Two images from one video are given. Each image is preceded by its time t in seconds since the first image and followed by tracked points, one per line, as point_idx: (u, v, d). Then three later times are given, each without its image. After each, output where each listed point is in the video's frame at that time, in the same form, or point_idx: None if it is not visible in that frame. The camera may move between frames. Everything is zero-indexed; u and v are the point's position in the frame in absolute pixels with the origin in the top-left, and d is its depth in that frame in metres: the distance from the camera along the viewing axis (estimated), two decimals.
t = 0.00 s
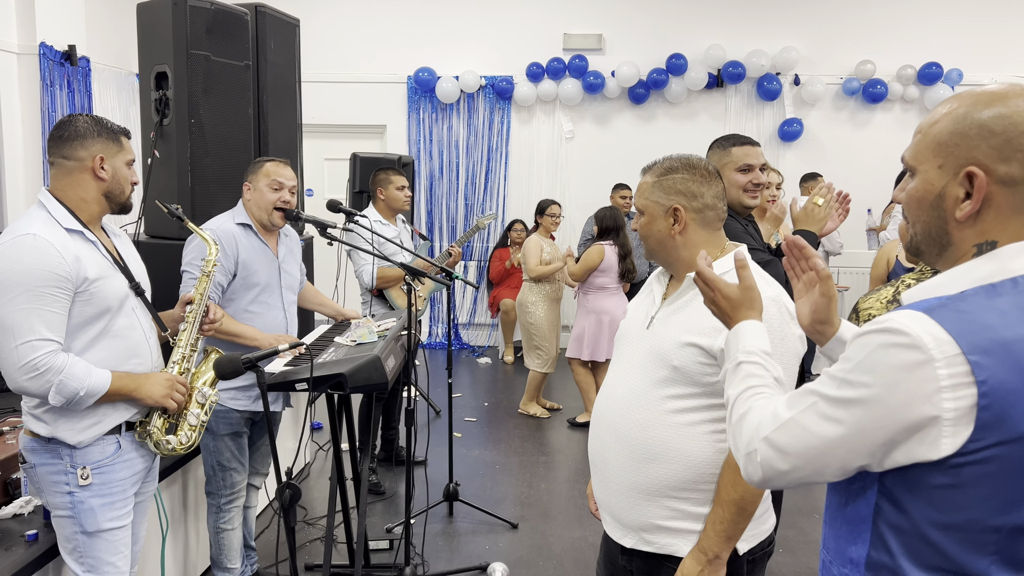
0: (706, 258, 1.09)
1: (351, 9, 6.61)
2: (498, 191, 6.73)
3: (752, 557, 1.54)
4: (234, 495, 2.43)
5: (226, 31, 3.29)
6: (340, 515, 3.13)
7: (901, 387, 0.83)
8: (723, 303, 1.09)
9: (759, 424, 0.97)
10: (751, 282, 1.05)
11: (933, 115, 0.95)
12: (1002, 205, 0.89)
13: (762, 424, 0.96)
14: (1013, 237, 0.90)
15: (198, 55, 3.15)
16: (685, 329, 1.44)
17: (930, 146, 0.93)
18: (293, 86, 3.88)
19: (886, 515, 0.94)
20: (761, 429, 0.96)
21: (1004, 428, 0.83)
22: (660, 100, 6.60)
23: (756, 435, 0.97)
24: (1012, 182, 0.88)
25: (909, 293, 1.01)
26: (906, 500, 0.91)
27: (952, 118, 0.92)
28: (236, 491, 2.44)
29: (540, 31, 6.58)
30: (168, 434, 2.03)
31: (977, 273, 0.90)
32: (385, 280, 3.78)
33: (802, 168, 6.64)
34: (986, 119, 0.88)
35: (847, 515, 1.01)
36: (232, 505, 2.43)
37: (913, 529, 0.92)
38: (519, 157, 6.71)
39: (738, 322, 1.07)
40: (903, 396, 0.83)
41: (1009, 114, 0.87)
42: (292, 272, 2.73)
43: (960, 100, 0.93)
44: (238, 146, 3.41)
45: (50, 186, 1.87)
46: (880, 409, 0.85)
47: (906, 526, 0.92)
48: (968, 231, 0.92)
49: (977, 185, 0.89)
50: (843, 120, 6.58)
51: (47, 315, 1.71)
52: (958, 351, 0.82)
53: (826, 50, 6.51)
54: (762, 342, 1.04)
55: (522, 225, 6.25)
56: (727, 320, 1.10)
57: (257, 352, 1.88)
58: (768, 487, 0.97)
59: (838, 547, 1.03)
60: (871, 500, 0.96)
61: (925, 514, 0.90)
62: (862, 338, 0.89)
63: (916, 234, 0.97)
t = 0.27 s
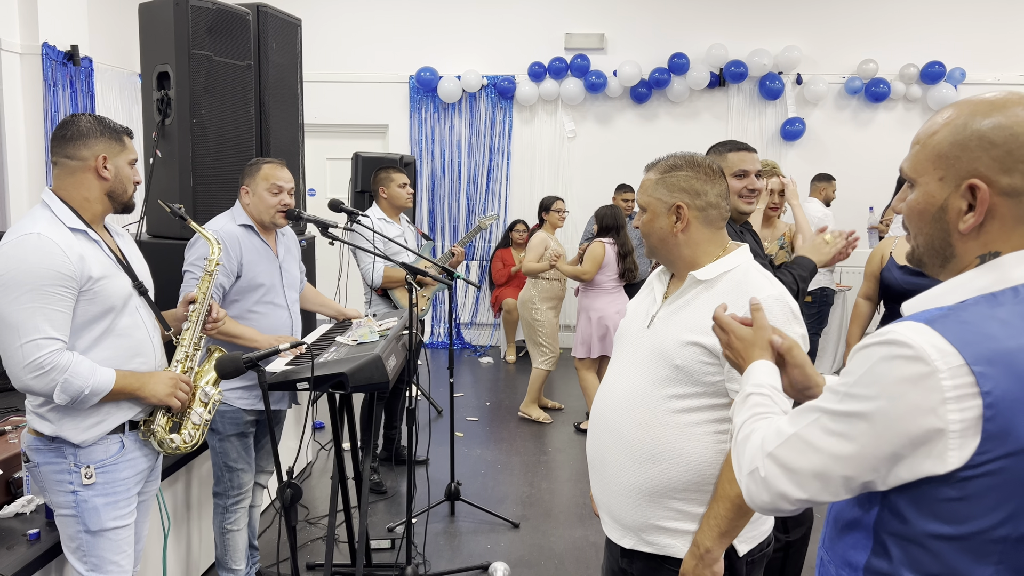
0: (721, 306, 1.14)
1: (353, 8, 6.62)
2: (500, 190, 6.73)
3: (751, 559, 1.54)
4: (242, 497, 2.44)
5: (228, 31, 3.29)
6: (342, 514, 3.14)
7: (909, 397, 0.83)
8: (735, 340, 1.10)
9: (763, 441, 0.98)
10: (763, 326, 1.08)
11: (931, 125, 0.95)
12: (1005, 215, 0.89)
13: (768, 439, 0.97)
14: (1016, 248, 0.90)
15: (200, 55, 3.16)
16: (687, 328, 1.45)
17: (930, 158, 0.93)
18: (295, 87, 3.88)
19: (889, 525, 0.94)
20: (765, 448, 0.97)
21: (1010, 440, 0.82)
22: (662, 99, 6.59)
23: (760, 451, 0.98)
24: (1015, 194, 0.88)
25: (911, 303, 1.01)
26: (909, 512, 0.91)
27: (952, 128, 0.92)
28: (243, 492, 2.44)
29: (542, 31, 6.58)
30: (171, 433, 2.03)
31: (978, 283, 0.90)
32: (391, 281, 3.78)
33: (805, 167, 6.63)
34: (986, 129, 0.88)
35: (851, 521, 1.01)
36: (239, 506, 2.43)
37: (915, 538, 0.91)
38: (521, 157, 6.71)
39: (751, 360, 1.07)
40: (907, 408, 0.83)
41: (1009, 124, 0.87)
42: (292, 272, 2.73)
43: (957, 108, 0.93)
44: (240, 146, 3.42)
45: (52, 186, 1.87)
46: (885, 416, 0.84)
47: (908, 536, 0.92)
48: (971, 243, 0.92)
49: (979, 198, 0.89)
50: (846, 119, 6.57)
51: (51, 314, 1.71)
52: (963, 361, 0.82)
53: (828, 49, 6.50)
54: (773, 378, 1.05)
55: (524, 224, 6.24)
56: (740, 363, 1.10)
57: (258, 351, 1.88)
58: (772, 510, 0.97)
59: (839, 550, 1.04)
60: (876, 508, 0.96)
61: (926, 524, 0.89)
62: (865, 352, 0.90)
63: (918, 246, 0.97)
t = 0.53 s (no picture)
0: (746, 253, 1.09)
1: (356, 8, 6.62)
2: (502, 189, 6.73)
3: (755, 560, 1.54)
4: (241, 493, 2.44)
5: (230, 30, 3.30)
6: (344, 513, 3.15)
7: (906, 385, 0.83)
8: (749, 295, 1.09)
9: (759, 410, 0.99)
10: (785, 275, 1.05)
11: (919, 119, 0.96)
12: (1000, 204, 0.89)
13: (765, 410, 0.97)
14: (1014, 237, 0.90)
15: (202, 54, 3.16)
16: (690, 330, 1.43)
17: (920, 151, 0.93)
18: (297, 86, 3.88)
19: (884, 513, 0.94)
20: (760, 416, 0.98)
21: (1006, 431, 0.82)
22: (665, 99, 6.59)
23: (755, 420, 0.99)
24: (1009, 181, 0.88)
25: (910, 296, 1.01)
26: (905, 503, 0.91)
27: (941, 120, 0.91)
28: (242, 489, 2.45)
29: (544, 30, 6.57)
30: (173, 432, 2.04)
31: (974, 276, 0.90)
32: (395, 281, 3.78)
33: (807, 167, 6.63)
34: (975, 120, 0.88)
35: (844, 515, 1.01)
36: (238, 502, 2.43)
37: (911, 529, 0.91)
38: (523, 156, 6.71)
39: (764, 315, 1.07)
40: (909, 401, 0.83)
41: (998, 114, 0.87)
42: (297, 268, 2.75)
43: (947, 101, 0.93)
44: (243, 145, 3.42)
45: (58, 185, 1.88)
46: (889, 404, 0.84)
47: (903, 527, 0.92)
48: (968, 234, 0.92)
49: (973, 188, 0.89)
50: (848, 119, 6.56)
51: (56, 313, 1.71)
52: (959, 352, 0.82)
53: (831, 48, 6.49)
54: (785, 341, 1.04)
55: (527, 224, 6.25)
56: (752, 315, 1.09)
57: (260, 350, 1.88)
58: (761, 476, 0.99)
59: (835, 544, 1.02)
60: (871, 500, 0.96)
61: (922, 514, 0.90)
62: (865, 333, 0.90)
63: (915, 239, 0.97)
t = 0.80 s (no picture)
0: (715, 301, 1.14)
1: (358, 7, 6.62)
2: (505, 189, 6.73)
3: (755, 562, 1.54)
4: (243, 493, 2.45)
5: (232, 30, 3.30)
6: (346, 512, 3.15)
7: (905, 396, 0.82)
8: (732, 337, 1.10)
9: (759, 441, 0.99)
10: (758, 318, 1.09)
11: (903, 131, 0.95)
12: (987, 214, 0.89)
13: (764, 443, 0.97)
14: (1001, 245, 0.90)
15: (205, 54, 3.16)
16: (691, 332, 1.45)
17: (907, 164, 0.92)
18: (299, 86, 3.89)
19: (885, 527, 0.93)
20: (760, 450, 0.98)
21: (1005, 437, 0.82)
22: (667, 98, 6.58)
23: (756, 453, 0.98)
24: (995, 192, 0.88)
25: (900, 305, 1.01)
26: (906, 514, 0.90)
27: (926, 132, 0.91)
28: (244, 488, 2.45)
29: (547, 29, 6.57)
30: (176, 431, 2.05)
31: (963, 284, 0.90)
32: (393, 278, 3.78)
33: (810, 166, 6.62)
34: (960, 131, 0.88)
35: (846, 526, 1.00)
36: (240, 502, 2.44)
37: (913, 540, 0.91)
38: (525, 155, 6.71)
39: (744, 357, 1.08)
40: (901, 410, 0.83)
41: (982, 125, 0.87)
42: (298, 268, 2.75)
43: (932, 111, 0.93)
44: (245, 145, 3.42)
45: (62, 185, 1.88)
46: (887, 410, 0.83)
47: (905, 537, 0.92)
48: (955, 245, 0.92)
49: (960, 199, 0.89)
50: (851, 118, 6.54)
51: (61, 311, 1.72)
52: (958, 360, 0.81)
53: (834, 47, 6.47)
54: (766, 378, 1.06)
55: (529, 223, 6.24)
56: (733, 361, 1.11)
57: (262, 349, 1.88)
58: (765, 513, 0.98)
59: (835, 556, 1.02)
60: (872, 511, 0.95)
61: (924, 526, 0.89)
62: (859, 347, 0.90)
63: (903, 250, 0.97)
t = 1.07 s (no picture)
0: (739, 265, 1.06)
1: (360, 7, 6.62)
2: (506, 188, 6.73)
3: (756, 564, 1.54)
4: (248, 493, 2.45)
5: (233, 29, 3.30)
6: (347, 511, 3.16)
7: (895, 382, 0.83)
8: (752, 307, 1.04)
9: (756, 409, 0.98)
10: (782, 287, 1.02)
11: (912, 120, 0.95)
12: (989, 207, 0.89)
13: (759, 414, 0.97)
14: (1002, 238, 0.90)
15: (206, 53, 3.16)
16: (697, 332, 1.43)
17: (912, 153, 0.92)
18: (301, 85, 3.89)
19: (876, 512, 0.94)
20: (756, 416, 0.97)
21: (996, 426, 0.82)
22: (669, 97, 6.57)
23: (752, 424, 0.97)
24: (998, 184, 0.88)
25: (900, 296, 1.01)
26: (895, 496, 0.91)
27: (933, 121, 0.91)
28: (249, 489, 2.46)
29: (548, 28, 6.57)
30: (179, 430, 2.05)
31: (967, 274, 0.90)
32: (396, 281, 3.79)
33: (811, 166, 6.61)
34: (966, 122, 0.88)
35: (838, 513, 1.00)
36: (245, 503, 2.44)
37: (904, 528, 0.91)
38: (526, 155, 6.71)
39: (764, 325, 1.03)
40: (897, 390, 0.83)
41: (989, 117, 0.87)
42: (300, 267, 2.74)
43: (940, 102, 0.93)
44: (245, 144, 3.42)
45: (64, 184, 1.88)
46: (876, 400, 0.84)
47: (897, 526, 0.92)
48: (957, 236, 0.92)
49: (963, 190, 0.89)
50: (853, 117, 6.54)
51: (63, 311, 1.72)
52: (953, 348, 0.82)
53: (835, 46, 6.47)
54: (782, 350, 1.01)
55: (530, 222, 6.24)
56: (751, 327, 1.05)
57: (263, 347, 1.88)
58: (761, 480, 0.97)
59: (828, 544, 1.02)
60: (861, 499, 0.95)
61: (915, 511, 0.89)
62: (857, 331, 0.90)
63: (905, 240, 0.97)
